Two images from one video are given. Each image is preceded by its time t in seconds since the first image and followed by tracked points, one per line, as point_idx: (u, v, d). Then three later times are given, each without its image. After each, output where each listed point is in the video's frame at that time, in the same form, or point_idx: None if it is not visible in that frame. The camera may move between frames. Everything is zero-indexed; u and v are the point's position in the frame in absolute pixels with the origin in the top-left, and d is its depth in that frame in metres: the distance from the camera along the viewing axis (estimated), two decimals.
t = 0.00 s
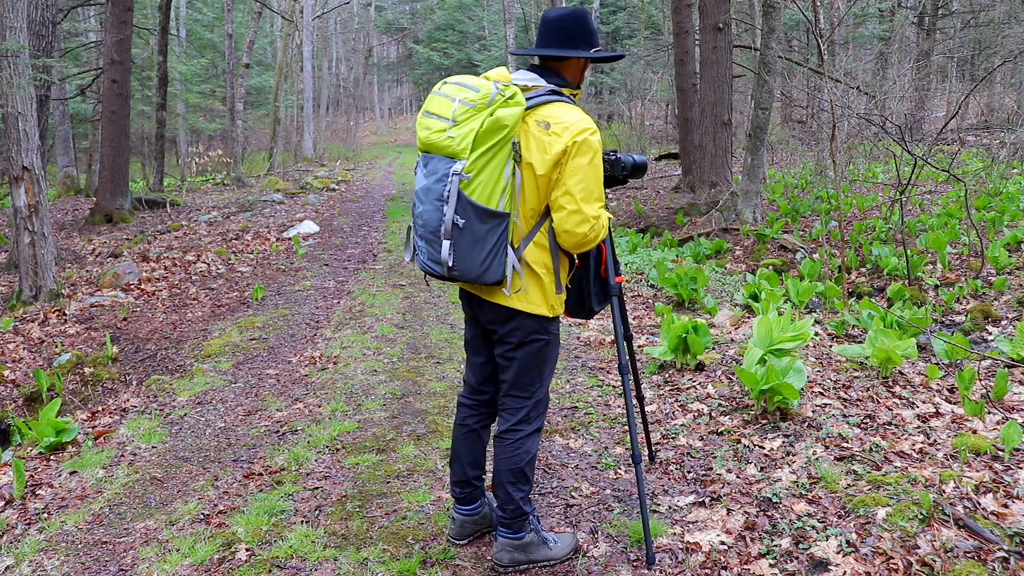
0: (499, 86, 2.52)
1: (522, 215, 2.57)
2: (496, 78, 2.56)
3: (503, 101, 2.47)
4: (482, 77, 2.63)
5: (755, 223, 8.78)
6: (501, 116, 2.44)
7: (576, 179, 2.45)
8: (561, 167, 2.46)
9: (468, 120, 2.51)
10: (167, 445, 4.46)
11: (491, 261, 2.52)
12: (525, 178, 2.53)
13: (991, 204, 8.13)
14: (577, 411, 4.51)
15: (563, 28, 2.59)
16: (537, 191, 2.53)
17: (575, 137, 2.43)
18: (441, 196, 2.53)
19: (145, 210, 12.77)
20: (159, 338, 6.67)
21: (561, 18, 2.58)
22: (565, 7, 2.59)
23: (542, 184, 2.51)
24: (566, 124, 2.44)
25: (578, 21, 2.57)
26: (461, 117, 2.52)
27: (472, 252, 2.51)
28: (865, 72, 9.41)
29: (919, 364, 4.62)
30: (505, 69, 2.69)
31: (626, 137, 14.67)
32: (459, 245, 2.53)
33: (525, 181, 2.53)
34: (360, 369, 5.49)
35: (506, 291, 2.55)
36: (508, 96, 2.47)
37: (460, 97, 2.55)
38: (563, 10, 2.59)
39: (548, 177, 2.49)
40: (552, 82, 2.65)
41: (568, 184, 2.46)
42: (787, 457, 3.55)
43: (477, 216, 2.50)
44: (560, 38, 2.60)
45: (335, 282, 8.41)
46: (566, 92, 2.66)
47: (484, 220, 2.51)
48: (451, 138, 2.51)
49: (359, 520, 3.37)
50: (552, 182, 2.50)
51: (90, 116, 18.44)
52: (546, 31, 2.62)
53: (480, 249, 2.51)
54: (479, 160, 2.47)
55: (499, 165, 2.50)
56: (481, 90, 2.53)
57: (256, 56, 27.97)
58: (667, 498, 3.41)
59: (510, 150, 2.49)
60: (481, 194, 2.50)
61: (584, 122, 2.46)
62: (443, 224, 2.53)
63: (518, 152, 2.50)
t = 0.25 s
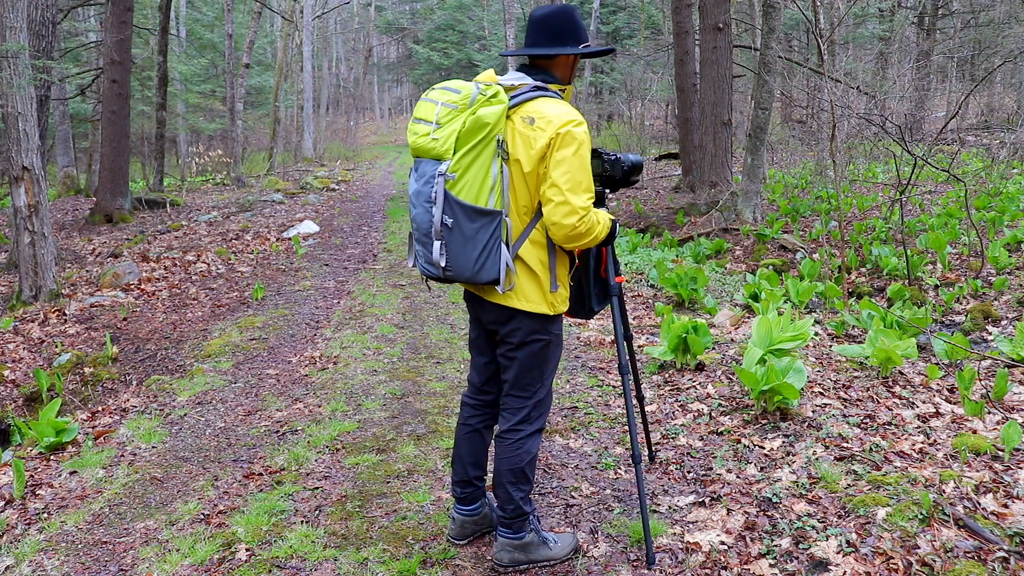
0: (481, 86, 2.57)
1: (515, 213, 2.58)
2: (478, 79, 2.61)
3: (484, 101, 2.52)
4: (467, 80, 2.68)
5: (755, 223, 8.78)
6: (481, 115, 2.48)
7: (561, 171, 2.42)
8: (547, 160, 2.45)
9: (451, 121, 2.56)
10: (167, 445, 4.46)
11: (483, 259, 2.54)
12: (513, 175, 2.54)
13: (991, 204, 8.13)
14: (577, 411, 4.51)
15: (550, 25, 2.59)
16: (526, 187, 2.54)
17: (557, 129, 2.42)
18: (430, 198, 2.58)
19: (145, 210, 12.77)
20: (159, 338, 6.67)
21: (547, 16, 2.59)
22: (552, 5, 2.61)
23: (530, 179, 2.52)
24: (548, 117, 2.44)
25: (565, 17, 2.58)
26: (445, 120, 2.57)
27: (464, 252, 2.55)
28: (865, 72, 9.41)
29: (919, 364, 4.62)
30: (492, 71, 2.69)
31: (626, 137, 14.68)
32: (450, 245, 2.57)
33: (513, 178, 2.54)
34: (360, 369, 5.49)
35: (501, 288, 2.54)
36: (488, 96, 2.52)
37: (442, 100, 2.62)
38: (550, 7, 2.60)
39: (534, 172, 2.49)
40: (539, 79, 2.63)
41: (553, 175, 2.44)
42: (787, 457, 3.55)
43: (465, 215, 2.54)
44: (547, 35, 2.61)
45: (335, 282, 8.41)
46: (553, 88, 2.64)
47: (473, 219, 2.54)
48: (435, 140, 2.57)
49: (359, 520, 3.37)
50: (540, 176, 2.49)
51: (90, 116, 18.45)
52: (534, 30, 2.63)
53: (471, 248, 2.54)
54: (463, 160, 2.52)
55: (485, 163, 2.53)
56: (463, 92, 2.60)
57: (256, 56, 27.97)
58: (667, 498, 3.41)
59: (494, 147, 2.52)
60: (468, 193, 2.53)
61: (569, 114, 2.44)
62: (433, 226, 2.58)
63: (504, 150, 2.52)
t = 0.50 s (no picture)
0: (474, 88, 2.57)
1: (511, 213, 2.58)
2: (471, 81, 2.62)
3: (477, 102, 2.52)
4: (460, 82, 2.69)
5: (755, 223, 8.78)
6: (475, 117, 2.49)
7: (551, 169, 2.42)
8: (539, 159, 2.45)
9: (445, 123, 2.57)
10: (167, 445, 4.46)
11: (480, 260, 2.54)
12: (507, 175, 2.54)
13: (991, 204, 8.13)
14: (577, 411, 4.51)
15: (544, 25, 2.58)
16: (521, 187, 2.54)
17: (549, 129, 2.42)
18: (425, 200, 2.58)
19: (145, 210, 12.77)
20: (159, 338, 6.67)
21: (541, 15, 2.58)
22: (546, 4, 2.60)
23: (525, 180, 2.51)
24: (541, 117, 2.44)
25: (559, 15, 2.57)
26: (438, 122, 2.58)
27: (461, 253, 2.55)
28: (865, 72, 9.41)
29: (919, 364, 4.62)
30: (486, 71, 2.69)
31: (626, 137, 14.68)
32: (448, 247, 2.58)
33: (509, 179, 2.54)
34: (360, 369, 5.49)
35: (499, 289, 2.55)
36: (481, 97, 2.53)
37: (435, 102, 2.62)
38: (544, 6, 2.59)
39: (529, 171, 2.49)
40: (533, 78, 2.63)
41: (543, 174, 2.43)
42: (787, 457, 3.55)
43: (461, 217, 2.54)
44: (541, 34, 2.61)
45: (335, 282, 8.41)
46: (548, 87, 2.63)
47: (469, 220, 2.54)
48: (428, 142, 2.57)
49: (359, 520, 3.37)
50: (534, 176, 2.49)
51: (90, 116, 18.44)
52: (529, 29, 2.62)
53: (468, 249, 2.54)
54: (457, 161, 2.53)
55: (479, 164, 2.53)
56: (456, 94, 2.60)
57: (256, 56, 27.97)
58: (667, 498, 3.41)
59: (488, 148, 2.52)
60: (464, 195, 2.54)
61: (560, 112, 2.44)
62: (430, 228, 2.59)
63: (498, 150, 2.53)
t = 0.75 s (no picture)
0: (473, 89, 2.56)
1: (513, 214, 2.58)
2: (469, 83, 2.60)
3: (477, 104, 2.52)
4: (457, 83, 2.68)
5: (755, 222, 8.78)
6: (475, 119, 2.48)
7: (553, 171, 2.42)
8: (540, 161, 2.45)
9: (445, 126, 2.55)
10: (167, 445, 4.46)
11: (484, 263, 2.53)
12: (509, 176, 2.54)
13: (991, 204, 8.13)
14: (577, 411, 4.51)
15: (543, 24, 2.59)
16: (523, 189, 2.54)
17: (550, 129, 2.42)
18: (427, 204, 2.57)
19: (145, 210, 12.77)
20: (159, 338, 6.67)
21: (540, 15, 2.58)
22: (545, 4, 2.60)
23: (526, 181, 2.52)
24: (541, 118, 2.44)
25: (559, 16, 2.58)
26: (438, 125, 2.56)
27: (464, 255, 2.55)
28: (865, 72, 9.40)
29: (919, 364, 4.62)
30: (484, 72, 2.69)
31: (626, 137, 14.68)
32: (450, 250, 2.57)
33: (510, 180, 2.54)
34: (360, 369, 5.49)
35: (502, 291, 2.55)
36: (480, 99, 2.52)
37: (434, 104, 2.60)
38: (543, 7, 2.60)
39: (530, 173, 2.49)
40: (531, 78, 2.62)
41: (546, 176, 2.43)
42: (787, 457, 3.55)
43: (464, 219, 2.54)
44: (540, 34, 2.61)
45: (335, 282, 8.41)
46: (547, 87, 2.62)
47: (472, 222, 2.54)
48: (429, 146, 2.55)
49: (359, 520, 3.37)
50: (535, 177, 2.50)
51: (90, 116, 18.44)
52: (527, 29, 2.62)
53: (471, 252, 2.54)
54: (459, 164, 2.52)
55: (481, 167, 2.53)
56: (455, 96, 2.59)
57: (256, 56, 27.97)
58: (667, 498, 3.41)
59: (489, 150, 2.52)
60: (465, 197, 2.54)
61: (560, 112, 2.45)
62: (432, 231, 2.58)
63: (499, 152, 2.53)
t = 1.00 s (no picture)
0: (480, 90, 2.54)
1: (520, 215, 2.57)
2: (476, 83, 2.58)
3: (486, 104, 2.49)
4: (462, 84, 2.65)
5: (755, 223, 8.78)
6: (485, 120, 2.46)
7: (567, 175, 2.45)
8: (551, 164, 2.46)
9: (453, 127, 2.52)
10: (167, 445, 4.46)
11: (492, 265, 2.50)
12: (517, 177, 2.53)
13: (991, 204, 8.13)
14: (577, 411, 4.51)
15: (546, 26, 2.59)
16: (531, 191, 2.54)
17: (560, 132, 2.43)
18: (435, 206, 2.53)
19: (145, 210, 12.77)
20: (159, 338, 6.67)
21: (544, 15, 2.58)
22: (549, 4, 2.60)
23: (534, 183, 2.51)
24: (551, 120, 2.44)
25: (564, 17, 2.58)
26: (446, 126, 2.53)
27: (473, 257, 2.51)
28: (865, 72, 9.40)
29: (919, 364, 4.62)
30: (487, 72, 2.69)
31: (626, 137, 14.68)
32: (459, 252, 2.53)
33: (518, 182, 2.53)
34: (360, 369, 5.49)
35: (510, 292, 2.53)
36: (489, 100, 2.50)
37: (442, 105, 2.56)
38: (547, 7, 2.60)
39: (538, 175, 2.49)
40: (537, 79, 2.64)
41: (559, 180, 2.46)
42: (787, 457, 3.55)
43: (473, 221, 2.51)
44: (544, 34, 2.61)
45: (335, 282, 8.41)
46: (552, 88, 2.64)
47: (481, 224, 2.51)
48: (437, 147, 2.51)
49: (359, 520, 3.37)
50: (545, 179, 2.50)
51: (90, 116, 18.44)
52: (530, 29, 2.63)
53: (480, 254, 2.50)
54: (468, 166, 2.49)
55: (490, 168, 2.51)
56: (462, 96, 2.55)
57: (256, 56, 27.96)
58: (667, 498, 3.41)
59: (498, 151, 2.50)
60: (475, 198, 2.50)
61: (569, 115, 2.46)
62: (440, 233, 2.54)
63: (507, 153, 2.51)
